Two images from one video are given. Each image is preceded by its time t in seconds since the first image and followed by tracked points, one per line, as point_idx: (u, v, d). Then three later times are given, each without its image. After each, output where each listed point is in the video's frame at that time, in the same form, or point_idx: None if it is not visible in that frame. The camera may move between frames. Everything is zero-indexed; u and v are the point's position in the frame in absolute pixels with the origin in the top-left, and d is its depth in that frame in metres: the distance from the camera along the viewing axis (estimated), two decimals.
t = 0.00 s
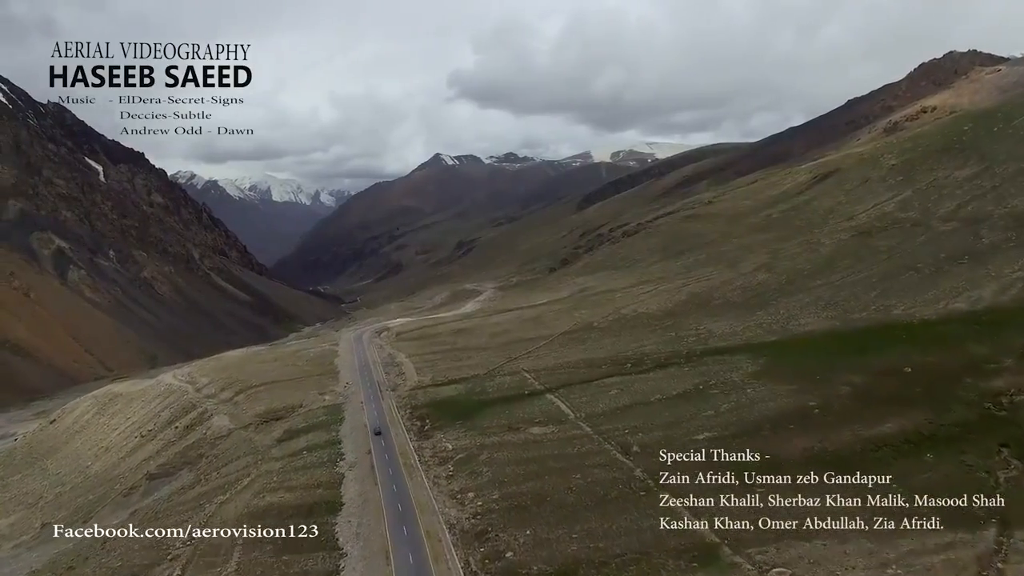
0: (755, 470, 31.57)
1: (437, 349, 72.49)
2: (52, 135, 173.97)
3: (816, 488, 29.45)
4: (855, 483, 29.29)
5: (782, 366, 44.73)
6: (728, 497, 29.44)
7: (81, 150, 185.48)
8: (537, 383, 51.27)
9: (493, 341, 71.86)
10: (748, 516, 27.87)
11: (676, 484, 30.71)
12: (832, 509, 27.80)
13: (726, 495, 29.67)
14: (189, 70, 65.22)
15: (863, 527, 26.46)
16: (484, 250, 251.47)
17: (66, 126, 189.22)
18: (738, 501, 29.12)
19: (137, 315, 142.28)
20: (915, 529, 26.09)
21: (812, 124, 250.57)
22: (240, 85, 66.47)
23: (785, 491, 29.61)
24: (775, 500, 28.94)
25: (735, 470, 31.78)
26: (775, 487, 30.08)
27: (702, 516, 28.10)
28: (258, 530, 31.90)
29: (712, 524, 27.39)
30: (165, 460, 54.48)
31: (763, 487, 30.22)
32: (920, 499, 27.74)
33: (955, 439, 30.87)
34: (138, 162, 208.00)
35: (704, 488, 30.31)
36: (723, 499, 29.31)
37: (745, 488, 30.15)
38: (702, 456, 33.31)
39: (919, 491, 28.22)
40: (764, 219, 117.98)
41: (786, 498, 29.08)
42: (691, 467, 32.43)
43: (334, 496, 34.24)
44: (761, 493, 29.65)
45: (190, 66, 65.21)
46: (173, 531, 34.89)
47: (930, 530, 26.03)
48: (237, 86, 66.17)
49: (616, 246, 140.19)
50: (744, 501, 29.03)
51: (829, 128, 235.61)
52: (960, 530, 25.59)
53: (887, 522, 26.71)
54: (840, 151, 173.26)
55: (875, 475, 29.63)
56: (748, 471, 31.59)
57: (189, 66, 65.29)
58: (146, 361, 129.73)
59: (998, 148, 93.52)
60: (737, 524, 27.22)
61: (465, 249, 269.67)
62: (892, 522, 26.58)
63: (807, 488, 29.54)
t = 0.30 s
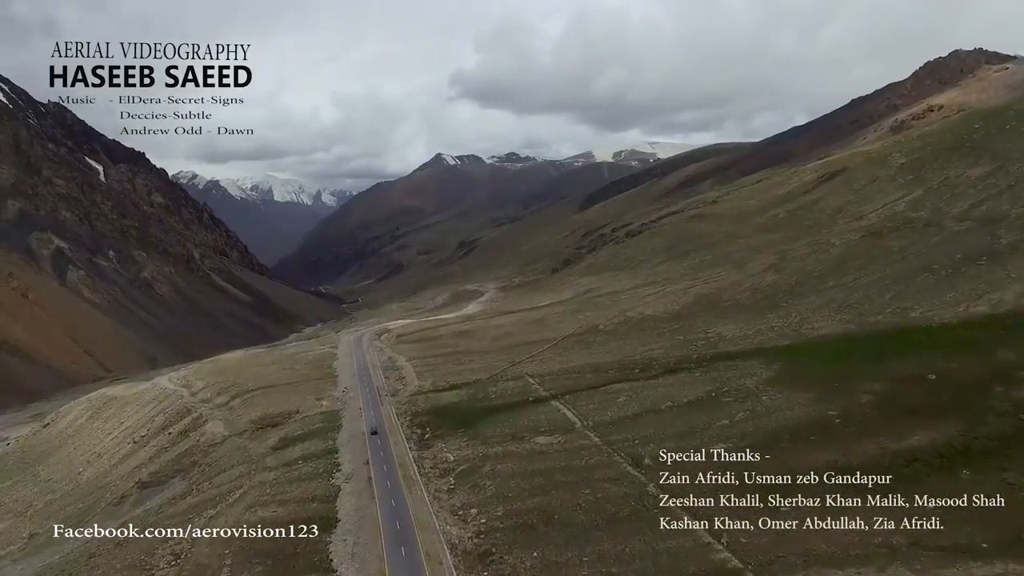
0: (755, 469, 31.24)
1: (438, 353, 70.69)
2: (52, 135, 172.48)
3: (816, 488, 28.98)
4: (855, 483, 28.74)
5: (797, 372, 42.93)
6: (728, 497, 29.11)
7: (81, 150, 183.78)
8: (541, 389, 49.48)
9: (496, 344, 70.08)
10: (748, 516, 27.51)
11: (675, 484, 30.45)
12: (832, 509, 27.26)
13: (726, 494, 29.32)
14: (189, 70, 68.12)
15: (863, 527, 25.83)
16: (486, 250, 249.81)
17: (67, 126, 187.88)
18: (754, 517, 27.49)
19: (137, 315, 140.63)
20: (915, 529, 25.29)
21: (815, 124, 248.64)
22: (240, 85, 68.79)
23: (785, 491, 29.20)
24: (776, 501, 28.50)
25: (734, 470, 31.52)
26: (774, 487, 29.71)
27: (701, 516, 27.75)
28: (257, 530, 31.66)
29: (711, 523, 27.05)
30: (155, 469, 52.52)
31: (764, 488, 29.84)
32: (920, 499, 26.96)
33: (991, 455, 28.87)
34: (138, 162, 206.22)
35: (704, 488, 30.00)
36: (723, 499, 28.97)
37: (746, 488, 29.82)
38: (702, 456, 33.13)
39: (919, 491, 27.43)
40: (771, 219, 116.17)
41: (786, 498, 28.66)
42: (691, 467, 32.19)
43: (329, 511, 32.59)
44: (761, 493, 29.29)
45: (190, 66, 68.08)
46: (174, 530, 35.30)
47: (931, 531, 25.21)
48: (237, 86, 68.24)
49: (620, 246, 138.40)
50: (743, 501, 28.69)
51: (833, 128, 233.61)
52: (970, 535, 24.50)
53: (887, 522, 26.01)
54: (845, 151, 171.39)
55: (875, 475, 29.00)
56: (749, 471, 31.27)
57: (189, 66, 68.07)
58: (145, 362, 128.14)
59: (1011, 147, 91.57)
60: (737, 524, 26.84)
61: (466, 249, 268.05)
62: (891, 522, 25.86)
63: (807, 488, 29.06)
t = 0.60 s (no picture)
0: (755, 470, 31.16)
1: (440, 356, 68.91)
2: (52, 135, 170.89)
3: (816, 488, 28.84)
4: (855, 483, 28.56)
5: (815, 378, 41.12)
6: (728, 497, 29.10)
7: (80, 149, 182.03)
8: (547, 396, 47.72)
9: (499, 347, 68.29)
10: (748, 516, 27.54)
11: (676, 485, 30.49)
12: (832, 509, 27.19)
13: (726, 494, 29.30)
14: (190, 70, 71.07)
15: (863, 527, 25.77)
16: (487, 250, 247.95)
17: (67, 126, 186.35)
18: (774, 537, 25.90)
19: (136, 316, 138.92)
20: (914, 529, 25.12)
21: (818, 123, 246.46)
22: (240, 85, 71.31)
23: (785, 491, 29.11)
24: (777, 501, 28.43)
25: (734, 470, 31.46)
26: (774, 487, 29.63)
27: (702, 516, 27.79)
28: (259, 529, 31.79)
29: (712, 523, 27.07)
30: (146, 479, 50.60)
31: (764, 488, 29.77)
32: (920, 499, 26.72)
33: None
34: (137, 161, 204.40)
35: (704, 488, 30.01)
36: (723, 499, 28.97)
37: (746, 488, 29.75)
38: (702, 456, 33.13)
39: (919, 490, 27.19)
40: (777, 219, 114.30)
41: (786, 499, 28.59)
42: (692, 466, 32.17)
43: (323, 529, 30.81)
44: (762, 493, 29.23)
45: (191, 67, 71.09)
46: (175, 531, 36.25)
47: (931, 531, 25.03)
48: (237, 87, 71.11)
49: (623, 247, 136.46)
50: (744, 501, 28.68)
51: (837, 126, 231.47)
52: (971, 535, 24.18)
53: (887, 522, 25.88)
54: (851, 149, 169.39)
55: (875, 475, 28.76)
56: (749, 471, 31.23)
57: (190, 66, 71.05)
58: (144, 363, 126.55)
59: None
60: (737, 524, 26.87)
61: (468, 250, 266.27)
62: (891, 523, 25.72)
63: (807, 488, 28.93)
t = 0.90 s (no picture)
0: (755, 470, 31.08)
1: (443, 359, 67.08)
2: (52, 135, 169.40)
3: (816, 488, 28.71)
4: (855, 483, 28.34)
5: (834, 385, 39.29)
6: (728, 497, 29.04)
7: (81, 149, 180.49)
8: (553, 403, 45.95)
9: (503, 351, 66.46)
10: (748, 516, 27.48)
11: (675, 485, 30.51)
12: (832, 509, 27.06)
13: (726, 495, 29.26)
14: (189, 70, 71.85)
15: (862, 527, 25.60)
16: (489, 251, 246.09)
17: (67, 126, 184.87)
18: (803, 562, 24.10)
19: (135, 317, 137.20)
20: (914, 530, 24.85)
21: (822, 122, 244.23)
22: (240, 85, 72.12)
23: (785, 491, 29.01)
24: (777, 501, 28.31)
25: (733, 470, 31.44)
26: (774, 488, 29.52)
27: (702, 516, 27.75)
28: (259, 530, 32.07)
29: (712, 523, 27.05)
30: (136, 488, 48.75)
31: (764, 488, 29.67)
32: (920, 499, 26.27)
33: None
34: (138, 161, 202.74)
35: (704, 489, 30.01)
36: (723, 499, 28.94)
37: (746, 488, 29.67)
38: (702, 456, 33.20)
39: (919, 490, 26.73)
40: (785, 219, 112.41)
41: (786, 498, 28.48)
42: (692, 467, 32.21)
43: (318, 547, 29.08)
44: (761, 493, 29.14)
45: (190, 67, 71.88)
46: (175, 530, 36.50)
47: (931, 532, 24.75)
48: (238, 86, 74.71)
49: (628, 247, 134.57)
50: (743, 501, 28.60)
51: (842, 125, 229.43)
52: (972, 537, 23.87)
53: (887, 522, 25.68)
54: (857, 149, 167.41)
55: (875, 475, 28.59)
56: (748, 470, 31.16)
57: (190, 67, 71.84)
58: (143, 364, 124.98)
59: None
60: (737, 524, 26.84)
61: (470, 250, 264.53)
62: (891, 523, 25.51)
63: (807, 488, 28.81)
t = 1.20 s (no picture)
0: (755, 469, 31.09)
1: (445, 363, 65.21)
2: (52, 135, 167.85)
3: (816, 488, 28.83)
4: (855, 483, 28.51)
5: (855, 392, 37.58)
6: (728, 497, 29.10)
7: (81, 149, 178.82)
8: (560, 410, 44.13)
9: (506, 354, 64.76)
10: (748, 516, 27.55)
11: (675, 485, 30.60)
12: (832, 509, 27.22)
13: (726, 494, 29.32)
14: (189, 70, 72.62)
15: (863, 527, 25.81)
16: (491, 251, 244.24)
17: (67, 125, 183.33)
18: None
19: (135, 318, 135.54)
20: (914, 530, 25.12)
21: (826, 121, 242.03)
22: (240, 85, 72.63)
23: (785, 491, 29.07)
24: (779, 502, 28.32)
25: (733, 469, 31.48)
26: (774, 487, 29.57)
27: (702, 516, 27.90)
28: (259, 530, 32.46)
29: (712, 523, 27.18)
30: (125, 499, 46.82)
31: (764, 488, 29.71)
32: (920, 499, 26.66)
33: None
34: (138, 161, 201.02)
35: (704, 488, 30.08)
36: (723, 499, 29.00)
37: (746, 487, 29.71)
38: (702, 456, 33.16)
39: (918, 490, 27.14)
40: (791, 219, 110.67)
41: (786, 498, 28.57)
42: (691, 466, 32.27)
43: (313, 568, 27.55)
44: (761, 493, 29.19)
45: (190, 66, 72.79)
46: (176, 530, 36.81)
47: (930, 532, 25.03)
48: (238, 86, 75.21)
49: (631, 247, 132.73)
50: (743, 501, 28.66)
51: (846, 125, 227.39)
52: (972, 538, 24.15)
53: (887, 522, 25.86)
54: (863, 148, 165.49)
55: (874, 475, 28.77)
56: (749, 470, 31.20)
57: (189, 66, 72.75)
58: (143, 365, 123.47)
59: None
60: (737, 524, 26.95)
61: (471, 250, 262.68)
62: (891, 523, 25.73)
63: (807, 488, 28.92)
